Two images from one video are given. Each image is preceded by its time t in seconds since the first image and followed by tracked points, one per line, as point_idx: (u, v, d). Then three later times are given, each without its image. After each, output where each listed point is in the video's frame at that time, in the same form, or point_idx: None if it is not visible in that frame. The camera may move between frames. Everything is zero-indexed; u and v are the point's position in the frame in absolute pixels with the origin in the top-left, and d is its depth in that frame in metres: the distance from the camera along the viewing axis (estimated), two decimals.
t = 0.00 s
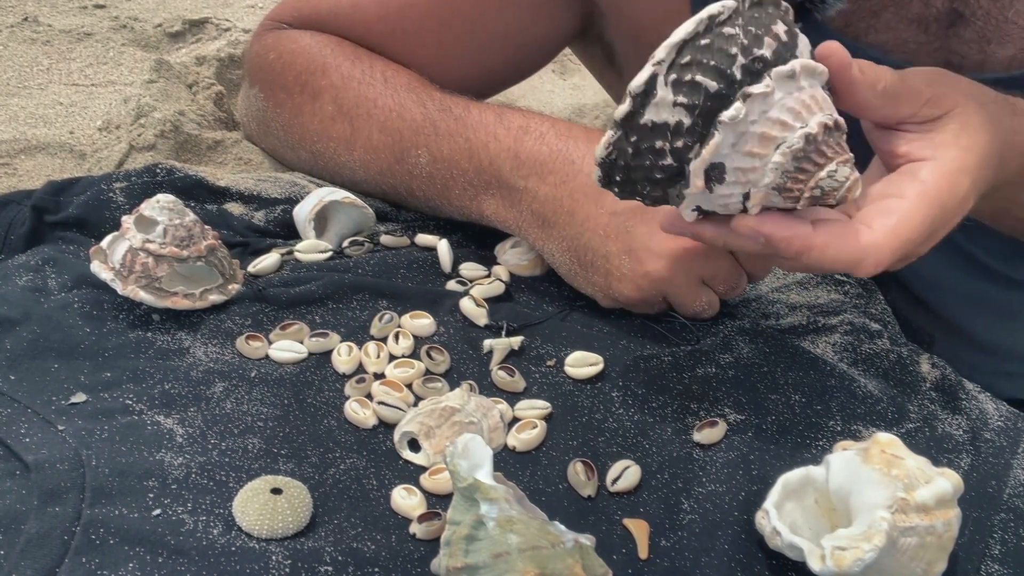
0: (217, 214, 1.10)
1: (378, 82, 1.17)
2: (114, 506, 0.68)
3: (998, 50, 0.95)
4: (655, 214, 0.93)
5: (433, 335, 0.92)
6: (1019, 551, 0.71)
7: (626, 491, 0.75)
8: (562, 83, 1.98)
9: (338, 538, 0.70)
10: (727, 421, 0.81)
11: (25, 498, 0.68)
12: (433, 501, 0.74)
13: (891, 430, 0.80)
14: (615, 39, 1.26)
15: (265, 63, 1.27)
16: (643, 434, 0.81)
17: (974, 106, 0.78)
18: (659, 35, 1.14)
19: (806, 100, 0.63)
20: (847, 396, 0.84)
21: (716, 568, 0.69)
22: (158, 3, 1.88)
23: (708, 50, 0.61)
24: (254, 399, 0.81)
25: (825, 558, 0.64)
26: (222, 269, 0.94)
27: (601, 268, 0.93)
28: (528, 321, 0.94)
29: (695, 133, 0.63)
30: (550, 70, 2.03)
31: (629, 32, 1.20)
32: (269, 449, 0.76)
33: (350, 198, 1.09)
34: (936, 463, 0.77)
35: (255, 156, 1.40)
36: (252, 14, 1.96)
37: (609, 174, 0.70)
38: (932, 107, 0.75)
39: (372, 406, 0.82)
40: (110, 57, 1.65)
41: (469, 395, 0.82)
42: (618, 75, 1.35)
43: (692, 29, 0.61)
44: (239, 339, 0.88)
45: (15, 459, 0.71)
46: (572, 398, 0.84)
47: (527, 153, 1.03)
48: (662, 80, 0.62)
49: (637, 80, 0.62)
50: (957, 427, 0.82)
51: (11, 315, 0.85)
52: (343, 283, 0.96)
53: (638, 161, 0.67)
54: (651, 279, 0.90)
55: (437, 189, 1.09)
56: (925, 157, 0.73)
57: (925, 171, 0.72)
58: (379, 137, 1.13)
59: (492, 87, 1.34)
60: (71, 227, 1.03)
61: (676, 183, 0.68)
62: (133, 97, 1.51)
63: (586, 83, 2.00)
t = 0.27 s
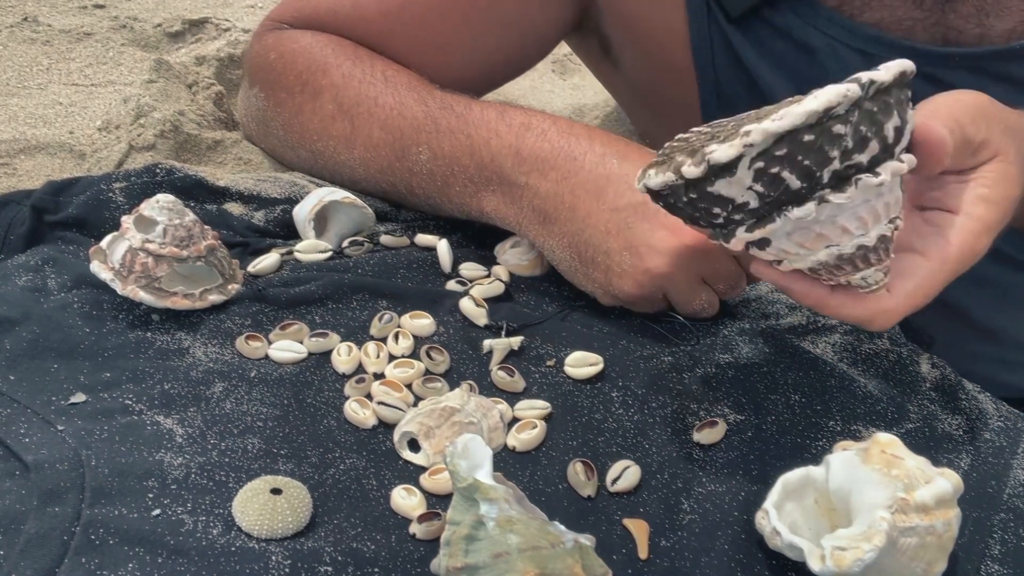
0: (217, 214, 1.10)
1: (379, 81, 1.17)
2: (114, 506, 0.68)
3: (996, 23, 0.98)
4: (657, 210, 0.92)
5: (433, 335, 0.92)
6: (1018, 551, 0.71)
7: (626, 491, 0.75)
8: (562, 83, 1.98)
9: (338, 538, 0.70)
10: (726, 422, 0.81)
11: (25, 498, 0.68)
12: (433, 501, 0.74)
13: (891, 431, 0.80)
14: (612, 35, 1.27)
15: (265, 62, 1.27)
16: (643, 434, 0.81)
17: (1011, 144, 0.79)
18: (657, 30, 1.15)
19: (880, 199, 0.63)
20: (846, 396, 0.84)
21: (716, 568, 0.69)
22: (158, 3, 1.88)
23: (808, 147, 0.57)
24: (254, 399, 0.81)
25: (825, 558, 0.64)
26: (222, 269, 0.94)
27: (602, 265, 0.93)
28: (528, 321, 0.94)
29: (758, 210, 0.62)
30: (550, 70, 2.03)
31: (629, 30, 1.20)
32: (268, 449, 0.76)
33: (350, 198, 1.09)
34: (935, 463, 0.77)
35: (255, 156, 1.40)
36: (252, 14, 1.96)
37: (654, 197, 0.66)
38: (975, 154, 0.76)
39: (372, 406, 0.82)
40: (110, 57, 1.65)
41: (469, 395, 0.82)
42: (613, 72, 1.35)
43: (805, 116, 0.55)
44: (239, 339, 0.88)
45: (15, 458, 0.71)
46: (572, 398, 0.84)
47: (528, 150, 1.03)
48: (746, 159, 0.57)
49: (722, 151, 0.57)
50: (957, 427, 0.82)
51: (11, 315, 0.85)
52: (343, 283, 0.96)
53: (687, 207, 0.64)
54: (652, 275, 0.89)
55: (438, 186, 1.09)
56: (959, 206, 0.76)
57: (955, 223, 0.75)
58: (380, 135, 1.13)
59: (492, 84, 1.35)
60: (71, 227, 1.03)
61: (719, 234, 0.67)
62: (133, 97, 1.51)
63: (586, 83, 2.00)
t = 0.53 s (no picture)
0: (217, 214, 1.10)
1: (379, 81, 1.17)
2: (114, 506, 0.68)
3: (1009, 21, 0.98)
4: (657, 208, 0.92)
5: (433, 335, 0.92)
6: (1019, 551, 0.70)
7: (626, 491, 0.75)
8: (562, 83, 1.99)
9: (338, 538, 0.70)
10: (727, 422, 0.81)
11: (25, 498, 0.68)
12: (433, 502, 0.74)
13: (891, 431, 0.81)
14: (613, 34, 1.27)
15: (266, 62, 1.27)
16: (643, 434, 0.81)
17: None
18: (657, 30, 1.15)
19: (980, 57, 0.59)
20: (847, 396, 0.84)
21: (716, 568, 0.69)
22: (158, 3, 1.88)
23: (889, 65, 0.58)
24: (254, 399, 0.81)
25: (825, 558, 0.64)
26: (222, 269, 0.94)
27: (603, 263, 0.93)
28: (528, 321, 0.94)
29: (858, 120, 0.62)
30: (550, 70, 2.04)
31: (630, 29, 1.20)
32: (269, 449, 0.76)
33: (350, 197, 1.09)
34: (936, 463, 0.77)
35: (255, 156, 1.40)
36: (252, 14, 1.96)
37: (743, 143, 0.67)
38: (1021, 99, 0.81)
39: (372, 406, 0.82)
40: (110, 57, 1.65)
41: (469, 395, 0.82)
42: (613, 71, 1.36)
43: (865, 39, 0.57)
44: (239, 339, 0.88)
45: (15, 458, 0.71)
46: (572, 398, 0.84)
47: (529, 148, 1.03)
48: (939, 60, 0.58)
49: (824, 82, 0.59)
50: (957, 427, 0.83)
51: (11, 315, 0.85)
52: (343, 283, 0.96)
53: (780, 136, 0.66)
54: (653, 274, 0.90)
55: (439, 185, 1.09)
56: None
57: None
58: (380, 134, 1.13)
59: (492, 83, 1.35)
60: (71, 227, 1.03)
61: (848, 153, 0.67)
62: (133, 97, 1.51)
63: (586, 83, 2.00)
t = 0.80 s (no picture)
0: (217, 214, 1.10)
1: (379, 81, 1.17)
2: (115, 506, 0.68)
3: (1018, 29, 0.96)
4: (657, 208, 0.92)
5: (433, 335, 0.92)
6: (1019, 552, 0.70)
7: (626, 491, 0.75)
8: (563, 83, 1.99)
9: (338, 538, 0.70)
10: (727, 422, 0.81)
11: (25, 498, 0.68)
12: (433, 502, 0.74)
13: (891, 431, 0.79)
14: (612, 35, 1.27)
15: (266, 62, 1.27)
16: (643, 434, 0.81)
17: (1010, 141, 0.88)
18: (657, 31, 1.15)
19: None
20: (846, 396, 0.83)
21: (716, 568, 0.69)
22: (158, 3, 1.88)
23: None
24: (254, 399, 0.81)
25: (825, 558, 0.64)
26: (222, 270, 0.94)
27: (603, 263, 0.93)
28: (528, 321, 0.94)
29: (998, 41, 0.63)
30: (550, 71, 2.04)
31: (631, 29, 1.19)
32: (269, 449, 0.76)
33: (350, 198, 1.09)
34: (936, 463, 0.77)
35: (255, 156, 1.40)
36: (252, 14, 1.96)
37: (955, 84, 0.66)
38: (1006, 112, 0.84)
39: (372, 406, 0.82)
40: (110, 58, 1.65)
41: (470, 395, 0.82)
42: (614, 72, 1.35)
43: None
44: (239, 339, 0.88)
45: (15, 458, 0.71)
46: (572, 398, 0.84)
47: (529, 148, 1.03)
48: None
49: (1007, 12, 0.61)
50: (957, 428, 0.83)
51: (11, 315, 0.85)
52: (343, 283, 0.96)
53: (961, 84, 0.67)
54: (653, 274, 0.90)
55: (439, 185, 1.09)
56: None
57: None
58: (380, 134, 1.13)
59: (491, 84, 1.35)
60: (71, 227, 1.03)
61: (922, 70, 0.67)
62: (133, 98, 1.51)
63: (586, 83, 2.00)
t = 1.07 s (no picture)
0: (217, 214, 1.10)
1: (379, 81, 1.17)
2: (114, 506, 0.68)
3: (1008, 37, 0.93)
4: (657, 208, 0.92)
5: (433, 335, 0.92)
6: (1019, 551, 0.71)
7: (626, 491, 0.75)
8: (563, 83, 1.99)
9: (338, 538, 0.70)
10: (726, 422, 0.81)
11: (25, 498, 0.68)
12: (433, 502, 0.74)
13: (891, 431, 0.79)
14: (611, 36, 1.27)
15: (266, 62, 1.27)
16: (643, 434, 0.81)
17: None
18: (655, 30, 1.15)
19: None
20: (846, 396, 0.83)
21: (716, 568, 0.69)
22: (158, 3, 1.88)
23: None
24: (254, 399, 0.81)
25: (825, 558, 0.64)
26: (222, 269, 0.94)
27: (603, 263, 0.93)
28: (528, 321, 0.94)
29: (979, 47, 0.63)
30: (550, 71, 2.04)
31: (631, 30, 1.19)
32: (269, 449, 0.76)
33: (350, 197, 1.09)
34: (936, 463, 0.77)
35: (255, 156, 1.40)
36: (252, 14, 1.96)
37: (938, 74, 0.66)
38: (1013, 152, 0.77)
39: (372, 406, 0.82)
40: (110, 57, 1.65)
41: (469, 395, 0.82)
42: (613, 73, 1.35)
43: None
44: (239, 339, 0.88)
45: (15, 458, 0.71)
46: (572, 397, 0.84)
47: (529, 148, 1.03)
48: None
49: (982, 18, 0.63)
50: (957, 427, 0.83)
51: (11, 315, 0.85)
52: (343, 283, 0.96)
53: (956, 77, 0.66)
54: (653, 273, 0.90)
55: (439, 185, 1.09)
56: None
57: None
58: (380, 134, 1.13)
59: (491, 85, 1.35)
60: (71, 227, 1.03)
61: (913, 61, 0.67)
62: (133, 97, 1.51)
63: (586, 83, 2.01)
